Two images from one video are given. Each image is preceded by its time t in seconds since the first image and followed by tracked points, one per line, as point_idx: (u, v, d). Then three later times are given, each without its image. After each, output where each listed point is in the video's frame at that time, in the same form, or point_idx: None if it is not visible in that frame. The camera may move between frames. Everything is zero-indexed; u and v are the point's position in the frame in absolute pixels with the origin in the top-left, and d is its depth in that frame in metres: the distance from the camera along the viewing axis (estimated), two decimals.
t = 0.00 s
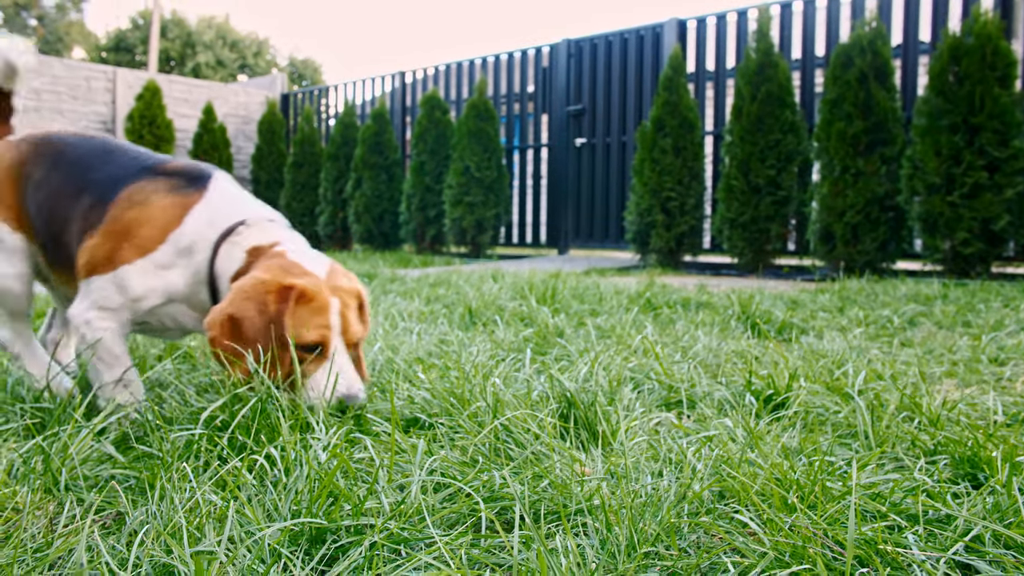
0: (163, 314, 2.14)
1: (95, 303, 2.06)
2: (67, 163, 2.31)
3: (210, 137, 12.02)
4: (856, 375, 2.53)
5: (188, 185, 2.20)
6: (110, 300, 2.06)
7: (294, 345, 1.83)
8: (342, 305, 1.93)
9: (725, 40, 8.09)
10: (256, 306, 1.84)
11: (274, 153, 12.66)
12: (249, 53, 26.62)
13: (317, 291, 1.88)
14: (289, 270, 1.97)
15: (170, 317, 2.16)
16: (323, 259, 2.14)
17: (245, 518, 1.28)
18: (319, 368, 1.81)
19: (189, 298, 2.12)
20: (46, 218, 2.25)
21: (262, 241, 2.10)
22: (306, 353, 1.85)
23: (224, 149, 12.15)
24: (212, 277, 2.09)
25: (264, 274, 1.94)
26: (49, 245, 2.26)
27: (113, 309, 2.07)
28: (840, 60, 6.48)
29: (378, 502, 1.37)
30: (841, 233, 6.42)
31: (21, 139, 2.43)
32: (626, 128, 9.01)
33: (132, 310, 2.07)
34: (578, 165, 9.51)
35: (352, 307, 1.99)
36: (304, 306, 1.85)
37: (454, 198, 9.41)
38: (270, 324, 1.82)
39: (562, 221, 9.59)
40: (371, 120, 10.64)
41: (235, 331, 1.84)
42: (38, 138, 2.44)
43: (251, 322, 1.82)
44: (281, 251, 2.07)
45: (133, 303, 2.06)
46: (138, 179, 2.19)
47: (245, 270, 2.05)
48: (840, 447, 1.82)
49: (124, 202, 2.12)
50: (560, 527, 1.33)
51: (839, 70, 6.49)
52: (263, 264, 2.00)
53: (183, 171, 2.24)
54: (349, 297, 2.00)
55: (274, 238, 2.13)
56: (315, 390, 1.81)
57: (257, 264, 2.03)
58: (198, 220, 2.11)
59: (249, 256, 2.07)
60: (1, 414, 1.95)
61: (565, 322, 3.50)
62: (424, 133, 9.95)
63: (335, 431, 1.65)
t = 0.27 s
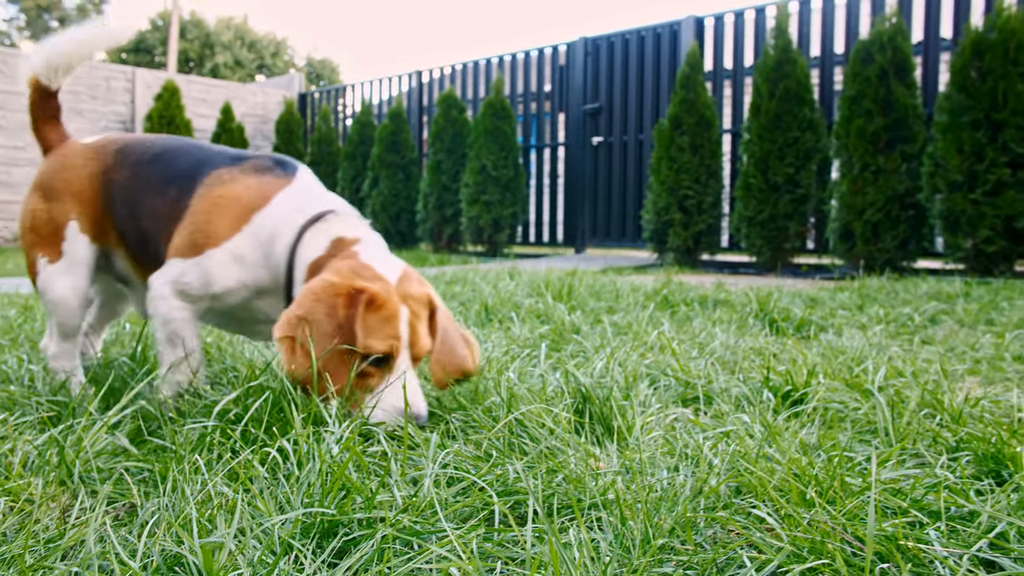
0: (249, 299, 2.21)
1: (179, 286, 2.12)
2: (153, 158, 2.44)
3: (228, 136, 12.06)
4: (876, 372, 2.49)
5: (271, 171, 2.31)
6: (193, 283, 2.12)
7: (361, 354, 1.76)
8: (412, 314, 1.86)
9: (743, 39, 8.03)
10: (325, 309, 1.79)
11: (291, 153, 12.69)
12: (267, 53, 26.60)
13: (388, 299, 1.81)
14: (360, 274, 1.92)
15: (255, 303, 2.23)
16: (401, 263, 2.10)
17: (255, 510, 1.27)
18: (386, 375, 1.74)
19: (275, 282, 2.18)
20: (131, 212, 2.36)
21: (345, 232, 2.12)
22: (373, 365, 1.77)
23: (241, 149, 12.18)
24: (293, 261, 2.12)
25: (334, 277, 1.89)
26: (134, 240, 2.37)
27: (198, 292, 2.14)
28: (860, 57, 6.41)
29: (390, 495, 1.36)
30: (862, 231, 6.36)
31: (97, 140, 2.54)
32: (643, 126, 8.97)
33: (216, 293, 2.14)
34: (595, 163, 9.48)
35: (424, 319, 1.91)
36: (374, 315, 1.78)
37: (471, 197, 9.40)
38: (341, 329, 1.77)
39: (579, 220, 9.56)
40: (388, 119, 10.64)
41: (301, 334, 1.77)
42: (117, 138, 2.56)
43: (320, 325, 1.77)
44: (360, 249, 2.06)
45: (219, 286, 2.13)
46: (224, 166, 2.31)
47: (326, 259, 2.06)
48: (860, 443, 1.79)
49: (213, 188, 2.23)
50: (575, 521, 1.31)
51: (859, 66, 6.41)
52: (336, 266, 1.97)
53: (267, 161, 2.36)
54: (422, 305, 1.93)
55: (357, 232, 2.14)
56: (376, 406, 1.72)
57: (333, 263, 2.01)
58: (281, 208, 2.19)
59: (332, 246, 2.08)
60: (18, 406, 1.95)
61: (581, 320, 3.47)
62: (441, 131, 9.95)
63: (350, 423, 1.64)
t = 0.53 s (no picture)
0: (298, 285, 2.23)
1: (233, 277, 2.18)
2: (199, 148, 2.45)
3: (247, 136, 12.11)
4: (900, 367, 2.45)
5: (318, 158, 2.31)
6: (243, 266, 2.17)
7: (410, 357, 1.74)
8: (459, 315, 1.85)
9: (763, 36, 7.97)
10: (370, 315, 1.76)
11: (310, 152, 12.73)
12: (286, 54, 26.68)
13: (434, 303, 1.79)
14: (406, 276, 1.89)
15: (304, 288, 2.25)
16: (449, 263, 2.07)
17: (272, 498, 1.26)
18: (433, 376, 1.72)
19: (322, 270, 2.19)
20: (181, 202, 2.40)
21: (395, 230, 2.10)
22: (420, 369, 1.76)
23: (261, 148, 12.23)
24: (340, 255, 2.11)
25: (379, 280, 1.87)
26: (185, 228, 2.41)
27: (247, 279, 2.18)
28: (881, 53, 6.34)
29: (408, 486, 1.34)
30: (883, 229, 6.30)
31: (144, 128, 2.56)
32: (662, 124, 8.92)
33: (267, 278, 2.18)
34: (614, 162, 9.44)
35: (471, 319, 1.88)
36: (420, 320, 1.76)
37: (489, 196, 9.39)
38: (387, 334, 1.74)
39: (598, 218, 9.52)
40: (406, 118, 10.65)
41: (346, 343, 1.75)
42: (164, 125, 2.58)
43: (366, 331, 1.74)
44: (408, 247, 2.04)
45: (269, 271, 2.16)
46: (269, 154, 2.31)
47: (372, 257, 2.04)
48: (885, 437, 1.76)
49: (259, 176, 2.24)
50: (595, 511, 1.29)
51: (880, 63, 6.34)
52: (382, 266, 1.95)
53: (314, 146, 2.35)
54: (469, 305, 1.91)
55: (407, 230, 2.12)
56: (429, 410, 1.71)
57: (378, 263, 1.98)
58: (330, 201, 2.18)
59: (381, 244, 2.06)
60: (37, 398, 1.96)
61: (601, 316, 3.45)
62: (459, 130, 9.94)
63: (367, 415, 1.64)
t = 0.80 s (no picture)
0: (335, 271, 2.23)
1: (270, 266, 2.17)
2: (237, 134, 2.45)
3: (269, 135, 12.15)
4: (931, 360, 2.40)
5: (358, 142, 2.30)
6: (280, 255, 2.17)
7: (450, 351, 1.72)
8: (505, 308, 1.81)
9: (786, 33, 7.88)
10: (406, 309, 1.75)
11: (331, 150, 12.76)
12: (308, 53, 26.74)
13: (475, 296, 1.77)
14: (447, 268, 1.87)
15: (341, 274, 2.25)
16: (492, 255, 2.03)
17: (294, 483, 1.25)
18: (475, 370, 1.70)
19: (359, 256, 2.18)
20: (218, 189, 2.40)
21: (435, 220, 2.06)
22: (463, 362, 1.73)
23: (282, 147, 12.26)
24: (378, 244, 2.10)
25: (419, 272, 1.85)
26: (222, 215, 2.41)
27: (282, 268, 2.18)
28: (908, 47, 6.23)
29: (431, 472, 1.32)
30: (910, 226, 6.20)
31: (184, 116, 2.57)
32: (684, 121, 8.85)
33: (304, 264, 2.18)
34: (636, 159, 9.39)
35: (515, 312, 1.85)
36: (461, 313, 1.74)
37: (511, 194, 9.38)
38: (424, 328, 1.73)
39: (620, 215, 9.47)
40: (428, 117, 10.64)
41: (382, 338, 1.75)
42: (203, 112, 2.58)
43: (401, 325, 1.73)
44: (450, 238, 2.01)
45: (305, 257, 2.16)
46: (308, 138, 2.31)
47: (412, 249, 2.02)
48: (918, 427, 1.71)
49: (299, 160, 2.24)
50: (624, 498, 1.27)
51: (907, 57, 6.23)
52: (423, 258, 1.92)
53: (354, 129, 2.34)
54: (513, 299, 1.87)
55: (449, 220, 2.09)
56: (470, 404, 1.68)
57: (418, 255, 1.96)
58: (370, 188, 2.17)
59: (421, 235, 2.03)
60: (60, 385, 1.97)
61: (624, 309, 3.41)
62: (481, 129, 9.91)
63: (388, 402, 1.63)
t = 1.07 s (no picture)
0: (368, 267, 2.19)
1: (309, 264, 2.17)
2: (265, 124, 2.44)
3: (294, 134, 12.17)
4: (969, 355, 2.32)
5: (386, 131, 2.27)
6: (312, 247, 2.15)
7: (491, 336, 1.71)
8: (547, 292, 1.77)
9: (814, 31, 7.78)
10: (447, 295, 1.73)
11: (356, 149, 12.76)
12: (333, 54, 26.78)
13: (517, 279, 1.74)
14: (488, 251, 1.84)
15: (375, 268, 2.21)
16: (530, 239, 2.00)
17: (316, 471, 1.22)
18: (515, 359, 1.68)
19: (392, 249, 2.14)
20: (246, 180, 2.38)
21: (471, 204, 2.04)
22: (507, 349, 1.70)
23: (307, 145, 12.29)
24: (412, 232, 2.06)
25: (460, 256, 1.82)
26: (249, 206, 2.39)
27: (315, 260, 2.16)
28: (940, 40, 6.03)
29: (456, 462, 1.29)
30: (941, 223, 6.02)
31: (213, 107, 2.56)
32: (710, 118, 8.77)
33: (338, 259, 2.15)
34: (662, 157, 9.31)
35: (558, 297, 1.81)
36: (504, 298, 1.72)
37: (536, 191, 9.34)
38: (465, 315, 1.71)
39: (645, 214, 9.39)
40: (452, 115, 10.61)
41: (423, 326, 1.75)
42: (231, 102, 2.57)
43: (444, 313, 1.72)
44: (487, 221, 1.99)
45: (336, 252, 2.13)
46: (336, 128, 2.28)
47: (449, 234, 1.99)
48: (958, 420, 1.65)
49: (326, 152, 2.22)
50: (654, 489, 1.23)
51: (938, 51, 6.04)
52: (463, 242, 1.89)
53: (382, 119, 2.31)
54: (556, 284, 1.84)
55: (484, 203, 2.07)
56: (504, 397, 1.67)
57: (457, 239, 1.93)
58: (401, 177, 2.14)
59: (457, 218, 2.01)
60: (83, 376, 1.96)
61: (651, 305, 3.35)
62: (506, 127, 9.86)
63: (411, 391, 1.60)
